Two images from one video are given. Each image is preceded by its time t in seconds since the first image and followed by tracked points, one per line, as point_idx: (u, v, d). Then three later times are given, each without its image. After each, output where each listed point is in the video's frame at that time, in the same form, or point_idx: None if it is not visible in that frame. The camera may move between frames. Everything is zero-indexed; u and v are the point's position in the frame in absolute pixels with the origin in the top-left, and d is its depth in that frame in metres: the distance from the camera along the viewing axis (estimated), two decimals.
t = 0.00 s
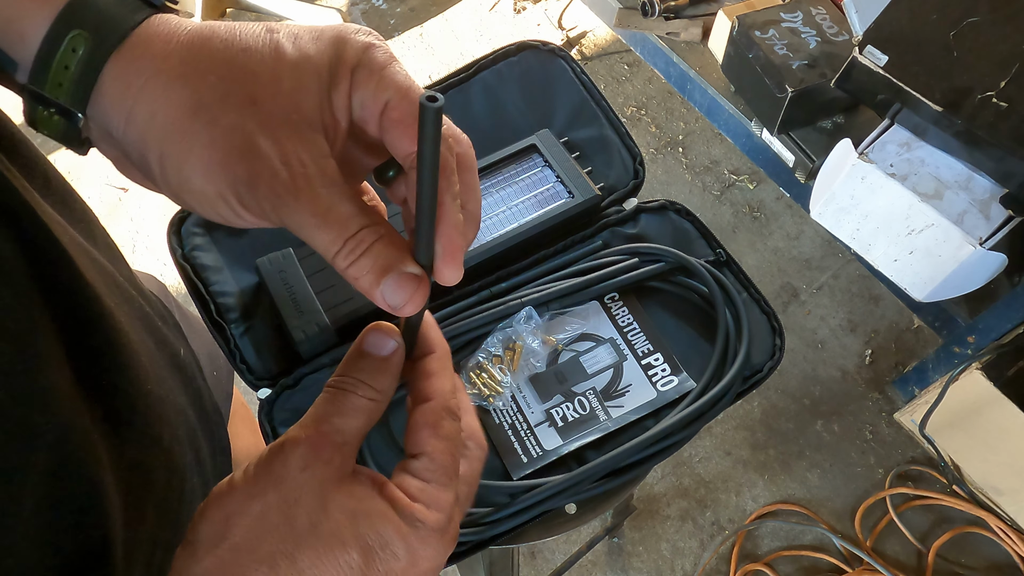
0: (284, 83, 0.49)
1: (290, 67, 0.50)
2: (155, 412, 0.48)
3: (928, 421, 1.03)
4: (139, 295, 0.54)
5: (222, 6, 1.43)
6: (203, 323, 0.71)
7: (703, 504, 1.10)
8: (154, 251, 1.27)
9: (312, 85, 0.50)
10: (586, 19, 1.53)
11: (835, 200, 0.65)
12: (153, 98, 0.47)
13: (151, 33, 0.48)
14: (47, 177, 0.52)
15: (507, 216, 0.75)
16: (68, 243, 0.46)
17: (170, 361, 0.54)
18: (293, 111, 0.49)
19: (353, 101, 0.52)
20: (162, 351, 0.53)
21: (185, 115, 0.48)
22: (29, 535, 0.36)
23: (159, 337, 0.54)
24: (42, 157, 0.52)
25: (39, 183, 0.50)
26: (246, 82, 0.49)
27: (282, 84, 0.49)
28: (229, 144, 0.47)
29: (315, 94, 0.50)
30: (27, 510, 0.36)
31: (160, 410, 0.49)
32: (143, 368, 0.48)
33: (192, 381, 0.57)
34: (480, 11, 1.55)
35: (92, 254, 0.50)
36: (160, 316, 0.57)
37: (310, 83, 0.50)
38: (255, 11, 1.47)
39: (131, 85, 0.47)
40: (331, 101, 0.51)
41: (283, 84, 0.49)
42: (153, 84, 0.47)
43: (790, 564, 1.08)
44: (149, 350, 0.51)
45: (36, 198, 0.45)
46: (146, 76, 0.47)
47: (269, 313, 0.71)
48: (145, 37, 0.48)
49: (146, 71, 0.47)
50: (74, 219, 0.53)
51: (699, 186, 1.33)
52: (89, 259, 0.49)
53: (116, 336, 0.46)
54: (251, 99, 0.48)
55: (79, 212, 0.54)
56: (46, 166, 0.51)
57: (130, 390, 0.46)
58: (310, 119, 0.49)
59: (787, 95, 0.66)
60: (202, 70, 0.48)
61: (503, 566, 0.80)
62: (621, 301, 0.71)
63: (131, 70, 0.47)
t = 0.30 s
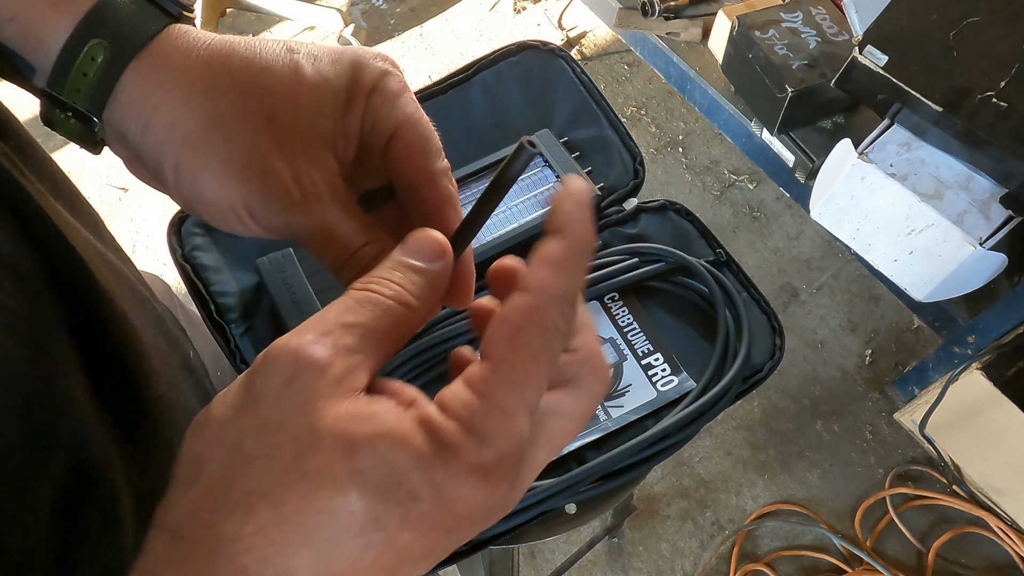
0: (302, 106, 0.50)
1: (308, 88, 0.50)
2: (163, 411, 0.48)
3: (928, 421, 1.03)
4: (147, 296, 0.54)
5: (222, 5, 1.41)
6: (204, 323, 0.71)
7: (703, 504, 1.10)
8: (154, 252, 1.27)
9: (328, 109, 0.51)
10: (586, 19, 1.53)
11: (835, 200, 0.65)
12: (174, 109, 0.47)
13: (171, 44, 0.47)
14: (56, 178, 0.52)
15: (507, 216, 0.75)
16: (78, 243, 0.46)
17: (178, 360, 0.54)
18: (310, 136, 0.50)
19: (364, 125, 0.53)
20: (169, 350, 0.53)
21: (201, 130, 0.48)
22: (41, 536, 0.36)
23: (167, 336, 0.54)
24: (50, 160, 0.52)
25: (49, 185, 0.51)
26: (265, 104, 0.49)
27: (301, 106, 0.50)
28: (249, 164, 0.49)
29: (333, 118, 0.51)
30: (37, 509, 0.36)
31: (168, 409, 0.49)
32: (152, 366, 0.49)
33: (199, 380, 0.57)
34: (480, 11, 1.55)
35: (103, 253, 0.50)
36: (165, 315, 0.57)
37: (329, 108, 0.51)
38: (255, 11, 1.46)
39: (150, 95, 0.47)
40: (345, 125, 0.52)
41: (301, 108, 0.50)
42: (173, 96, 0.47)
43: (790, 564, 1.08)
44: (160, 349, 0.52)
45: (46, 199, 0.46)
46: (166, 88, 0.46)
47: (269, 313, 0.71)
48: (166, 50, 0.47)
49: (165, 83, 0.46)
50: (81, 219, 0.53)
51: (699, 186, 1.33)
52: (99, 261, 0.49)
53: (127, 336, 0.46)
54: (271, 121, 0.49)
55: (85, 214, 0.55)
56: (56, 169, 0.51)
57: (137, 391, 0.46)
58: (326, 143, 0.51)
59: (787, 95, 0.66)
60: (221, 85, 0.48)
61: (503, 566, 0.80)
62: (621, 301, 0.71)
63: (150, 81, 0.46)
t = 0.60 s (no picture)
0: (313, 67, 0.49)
1: (320, 50, 0.50)
2: (171, 408, 0.48)
3: (928, 421, 1.03)
4: (153, 295, 0.54)
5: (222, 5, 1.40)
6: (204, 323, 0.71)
7: (703, 504, 1.10)
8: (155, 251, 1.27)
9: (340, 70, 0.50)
10: (586, 19, 1.53)
11: (835, 200, 0.65)
12: (185, 74, 0.48)
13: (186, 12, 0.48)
14: (63, 174, 0.52)
15: (507, 216, 0.75)
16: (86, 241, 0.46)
17: (183, 359, 0.54)
18: (322, 94, 0.49)
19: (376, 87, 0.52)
20: (175, 348, 0.53)
21: (210, 91, 0.48)
22: (51, 532, 0.36)
23: (171, 335, 0.54)
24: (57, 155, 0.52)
25: (57, 181, 0.51)
26: (275, 66, 0.48)
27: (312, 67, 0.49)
28: (255, 124, 0.48)
29: (344, 79, 0.50)
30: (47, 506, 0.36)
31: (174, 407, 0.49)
32: (159, 363, 0.49)
33: (203, 377, 0.57)
34: (480, 11, 1.55)
35: (108, 251, 0.50)
36: (170, 313, 0.57)
37: (341, 68, 0.50)
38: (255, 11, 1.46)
39: (164, 62, 0.48)
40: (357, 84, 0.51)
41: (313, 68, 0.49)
42: (184, 62, 0.47)
43: (790, 564, 1.08)
44: (165, 346, 0.52)
45: (53, 193, 0.46)
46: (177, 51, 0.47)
47: (269, 313, 0.71)
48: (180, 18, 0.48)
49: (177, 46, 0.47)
50: (87, 216, 0.53)
51: (699, 185, 1.33)
52: (107, 258, 0.49)
53: (134, 334, 0.46)
54: (281, 80, 0.48)
55: (91, 211, 0.55)
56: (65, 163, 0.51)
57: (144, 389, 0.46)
58: (338, 102, 0.50)
59: (787, 95, 0.66)
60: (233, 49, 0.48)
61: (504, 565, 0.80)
62: (621, 301, 0.71)
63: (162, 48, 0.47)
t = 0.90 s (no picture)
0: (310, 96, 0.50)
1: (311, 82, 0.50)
2: (172, 408, 0.48)
3: (928, 421, 1.03)
4: (154, 294, 0.54)
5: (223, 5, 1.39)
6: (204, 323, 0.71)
7: (703, 504, 1.10)
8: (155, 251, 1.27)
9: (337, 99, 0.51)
10: (586, 19, 1.53)
11: (835, 200, 0.65)
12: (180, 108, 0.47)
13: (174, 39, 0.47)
14: (64, 171, 0.52)
15: (507, 216, 0.75)
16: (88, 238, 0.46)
17: (184, 358, 0.54)
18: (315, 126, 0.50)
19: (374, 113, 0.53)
20: (176, 346, 0.53)
21: (208, 124, 0.47)
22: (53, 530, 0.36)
23: (172, 334, 0.54)
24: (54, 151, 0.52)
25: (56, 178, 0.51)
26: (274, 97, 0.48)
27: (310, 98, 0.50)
28: (249, 161, 0.48)
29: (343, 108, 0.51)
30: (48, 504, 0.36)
31: (176, 405, 0.49)
32: (160, 362, 0.49)
33: (205, 376, 0.57)
34: (480, 11, 1.55)
35: (110, 249, 0.50)
36: (171, 312, 0.57)
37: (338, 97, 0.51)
38: (255, 11, 1.46)
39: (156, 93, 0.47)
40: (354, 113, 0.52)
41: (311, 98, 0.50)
42: (174, 95, 0.46)
43: (790, 564, 1.08)
44: (167, 345, 0.52)
45: (55, 190, 0.46)
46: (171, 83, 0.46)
47: (269, 313, 0.71)
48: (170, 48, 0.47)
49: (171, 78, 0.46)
50: (87, 214, 0.53)
51: (699, 185, 1.33)
52: (109, 256, 0.49)
53: (134, 333, 0.46)
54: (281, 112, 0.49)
55: (91, 209, 0.55)
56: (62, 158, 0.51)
57: (146, 388, 0.46)
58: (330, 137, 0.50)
59: (787, 95, 0.66)
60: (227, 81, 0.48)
61: (504, 565, 0.80)
62: (621, 301, 0.71)
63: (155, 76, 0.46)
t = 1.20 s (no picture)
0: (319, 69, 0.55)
1: None
2: (170, 408, 0.48)
3: (928, 421, 1.03)
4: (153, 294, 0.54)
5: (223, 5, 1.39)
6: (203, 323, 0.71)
7: (703, 504, 1.10)
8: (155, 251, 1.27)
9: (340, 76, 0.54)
10: (586, 19, 1.54)
11: (835, 200, 0.65)
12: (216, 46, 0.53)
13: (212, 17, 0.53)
14: (64, 170, 0.52)
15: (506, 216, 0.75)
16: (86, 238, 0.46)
17: (182, 358, 0.54)
18: None
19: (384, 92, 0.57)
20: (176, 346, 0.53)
21: None
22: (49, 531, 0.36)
23: (170, 334, 0.54)
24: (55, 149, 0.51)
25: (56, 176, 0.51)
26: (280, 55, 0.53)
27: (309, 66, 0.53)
28: None
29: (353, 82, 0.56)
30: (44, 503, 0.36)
31: (174, 405, 0.49)
32: (159, 362, 0.49)
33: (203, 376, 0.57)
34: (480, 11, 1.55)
35: (109, 249, 0.50)
36: (170, 312, 0.57)
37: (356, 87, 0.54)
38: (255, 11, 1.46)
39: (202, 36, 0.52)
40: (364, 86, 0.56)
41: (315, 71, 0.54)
42: None
43: (790, 564, 1.08)
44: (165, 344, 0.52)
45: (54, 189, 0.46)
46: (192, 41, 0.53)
47: (269, 313, 0.71)
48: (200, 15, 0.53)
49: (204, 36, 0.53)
50: (86, 214, 0.53)
51: (699, 185, 1.33)
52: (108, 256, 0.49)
53: (133, 331, 0.46)
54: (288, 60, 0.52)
55: (91, 208, 0.55)
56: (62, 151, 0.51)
57: (144, 387, 0.46)
58: None
59: (787, 95, 0.66)
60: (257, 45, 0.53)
61: (503, 566, 0.80)
62: (622, 301, 0.71)
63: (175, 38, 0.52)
